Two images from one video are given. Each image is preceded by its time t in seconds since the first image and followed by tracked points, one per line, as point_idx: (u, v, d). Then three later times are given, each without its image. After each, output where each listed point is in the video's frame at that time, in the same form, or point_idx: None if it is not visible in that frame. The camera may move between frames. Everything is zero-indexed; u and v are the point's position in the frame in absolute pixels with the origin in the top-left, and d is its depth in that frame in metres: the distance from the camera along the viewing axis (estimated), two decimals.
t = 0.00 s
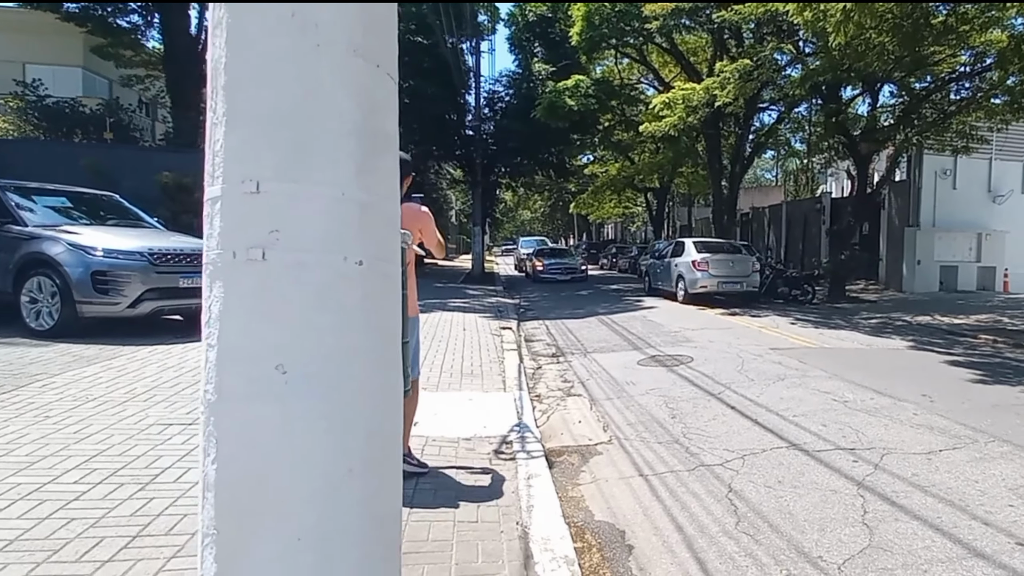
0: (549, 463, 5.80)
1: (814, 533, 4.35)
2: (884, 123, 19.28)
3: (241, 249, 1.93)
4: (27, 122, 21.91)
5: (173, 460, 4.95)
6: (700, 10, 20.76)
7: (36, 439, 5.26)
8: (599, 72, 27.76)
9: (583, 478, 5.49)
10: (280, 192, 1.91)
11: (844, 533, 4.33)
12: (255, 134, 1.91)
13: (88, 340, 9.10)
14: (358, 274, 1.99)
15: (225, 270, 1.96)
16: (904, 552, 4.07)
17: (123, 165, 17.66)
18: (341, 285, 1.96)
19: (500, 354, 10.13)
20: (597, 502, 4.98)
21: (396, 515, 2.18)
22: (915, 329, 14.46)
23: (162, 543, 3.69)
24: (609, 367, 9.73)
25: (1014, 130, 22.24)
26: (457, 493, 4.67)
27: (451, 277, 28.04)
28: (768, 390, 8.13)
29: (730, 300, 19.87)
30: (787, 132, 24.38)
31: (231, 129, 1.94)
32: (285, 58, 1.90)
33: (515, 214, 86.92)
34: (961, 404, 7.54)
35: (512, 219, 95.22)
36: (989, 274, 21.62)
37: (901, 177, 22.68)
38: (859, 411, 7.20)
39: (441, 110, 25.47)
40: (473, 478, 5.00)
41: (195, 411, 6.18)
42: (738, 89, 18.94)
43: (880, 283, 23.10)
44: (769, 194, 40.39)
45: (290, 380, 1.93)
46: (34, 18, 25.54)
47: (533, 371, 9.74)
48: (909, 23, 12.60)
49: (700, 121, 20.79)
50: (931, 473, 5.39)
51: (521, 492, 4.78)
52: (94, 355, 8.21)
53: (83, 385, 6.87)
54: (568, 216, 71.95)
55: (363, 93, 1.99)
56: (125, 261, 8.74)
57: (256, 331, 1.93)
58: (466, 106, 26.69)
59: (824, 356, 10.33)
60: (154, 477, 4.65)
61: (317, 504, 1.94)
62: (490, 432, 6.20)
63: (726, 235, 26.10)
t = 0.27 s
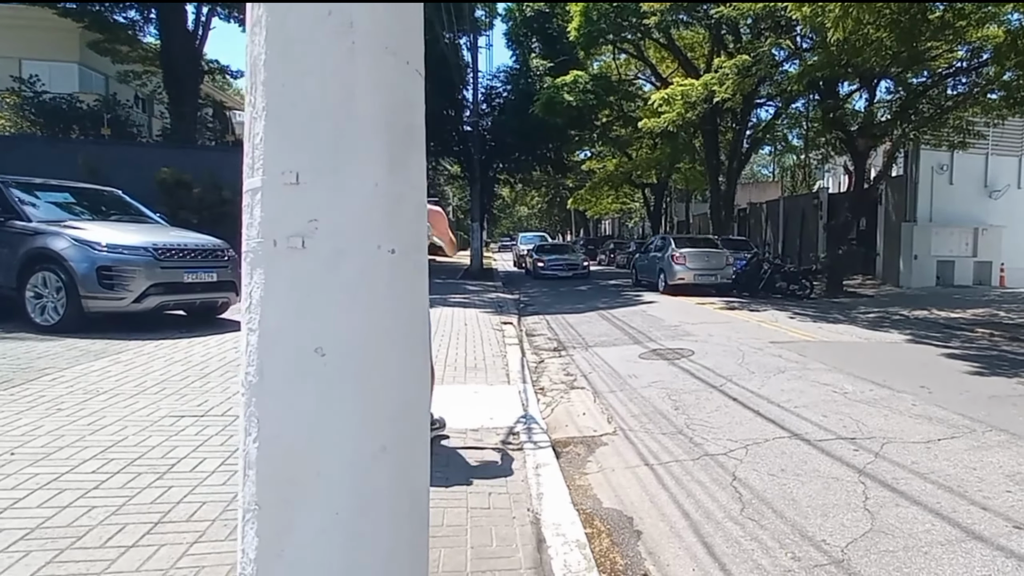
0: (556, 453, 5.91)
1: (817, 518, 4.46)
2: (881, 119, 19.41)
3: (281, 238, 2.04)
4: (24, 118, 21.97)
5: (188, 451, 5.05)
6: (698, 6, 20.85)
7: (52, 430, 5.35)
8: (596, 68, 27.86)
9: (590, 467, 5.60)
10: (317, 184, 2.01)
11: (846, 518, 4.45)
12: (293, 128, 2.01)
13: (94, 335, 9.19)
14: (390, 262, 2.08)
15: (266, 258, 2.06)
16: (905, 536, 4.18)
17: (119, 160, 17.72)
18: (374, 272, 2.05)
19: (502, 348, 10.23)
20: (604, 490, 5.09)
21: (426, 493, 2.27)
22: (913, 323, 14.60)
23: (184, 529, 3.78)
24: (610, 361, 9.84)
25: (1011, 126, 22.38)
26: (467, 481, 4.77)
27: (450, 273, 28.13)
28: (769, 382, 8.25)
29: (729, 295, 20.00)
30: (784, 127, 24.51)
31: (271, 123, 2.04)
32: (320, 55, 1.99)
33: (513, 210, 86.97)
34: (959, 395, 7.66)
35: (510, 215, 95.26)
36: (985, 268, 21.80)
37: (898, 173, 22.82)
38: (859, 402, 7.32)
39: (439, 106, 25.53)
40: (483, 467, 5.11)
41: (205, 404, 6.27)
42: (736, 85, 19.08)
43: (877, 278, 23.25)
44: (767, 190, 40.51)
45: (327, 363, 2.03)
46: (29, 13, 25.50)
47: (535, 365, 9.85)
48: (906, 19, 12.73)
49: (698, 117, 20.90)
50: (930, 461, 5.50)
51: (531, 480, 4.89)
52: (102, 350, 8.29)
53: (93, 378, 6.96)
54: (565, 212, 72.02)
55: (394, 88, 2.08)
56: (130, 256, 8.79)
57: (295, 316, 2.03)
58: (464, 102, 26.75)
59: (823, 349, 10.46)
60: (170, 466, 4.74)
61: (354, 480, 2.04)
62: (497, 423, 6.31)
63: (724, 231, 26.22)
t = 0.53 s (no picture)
0: (556, 452, 6.00)
1: (813, 515, 4.55)
2: (878, 119, 19.52)
3: (297, 243, 2.12)
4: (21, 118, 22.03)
5: (194, 450, 5.13)
6: (697, 7, 20.95)
7: (59, 430, 5.43)
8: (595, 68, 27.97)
9: (590, 466, 5.69)
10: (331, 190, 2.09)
11: (841, 515, 4.54)
12: (309, 137, 2.09)
13: (96, 336, 9.25)
14: (401, 266, 2.17)
15: (283, 262, 2.15)
16: (898, 532, 4.27)
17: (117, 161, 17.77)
18: (385, 275, 2.14)
19: (502, 348, 10.32)
20: (604, 488, 5.18)
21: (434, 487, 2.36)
22: (910, 323, 14.70)
23: (193, 526, 3.86)
24: (609, 361, 9.93)
25: (1007, 126, 22.49)
26: (470, 480, 4.87)
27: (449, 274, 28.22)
28: (766, 382, 8.34)
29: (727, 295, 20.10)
30: (782, 128, 24.61)
31: (287, 133, 2.12)
32: (335, 67, 2.08)
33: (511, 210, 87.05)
34: (954, 394, 7.76)
35: (509, 215, 95.38)
36: (982, 268, 21.91)
37: (895, 173, 22.93)
38: (856, 401, 7.41)
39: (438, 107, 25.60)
40: (485, 465, 5.21)
41: (209, 403, 6.35)
42: (734, 86, 19.18)
43: (874, 278, 23.37)
44: (765, 190, 40.63)
45: (341, 364, 2.12)
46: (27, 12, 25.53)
47: (535, 365, 9.94)
48: (903, 21, 12.84)
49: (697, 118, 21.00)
50: (924, 459, 5.60)
51: (532, 478, 4.98)
52: (107, 350, 8.37)
53: (98, 378, 7.03)
54: (564, 212, 72.09)
55: (404, 97, 2.17)
56: (131, 258, 8.86)
57: (311, 318, 2.12)
58: (463, 102, 26.89)
59: (820, 349, 10.56)
60: (177, 465, 4.82)
61: (368, 475, 2.13)
62: (498, 422, 6.39)
63: (722, 231, 26.32)
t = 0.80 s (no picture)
0: (567, 451, 6.10)
1: (819, 513, 4.63)
2: (891, 118, 19.45)
3: (315, 250, 2.24)
4: (46, 126, 22.28)
5: (217, 448, 5.29)
6: (708, 7, 20.98)
7: (87, 429, 5.61)
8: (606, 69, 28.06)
9: (600, 464, 5.79)
10: (347, 200, 2.22)
11: (847, 513, 4.61)
12: (325, 150, 2.22)
13: (117, 337, 9.46)
14: (411, 271, 2.28)
15: (301, 269, 2.27)
16: (902, 530, 4.34)
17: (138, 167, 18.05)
18: (398, 280, 2.26)
19: (514, 349, 10.44)
20: (613, 486, 5.28)
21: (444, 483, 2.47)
22: (923, 323, 14.66)
23: (217, 521, 4.00)
24: (621, 361, 10.02)
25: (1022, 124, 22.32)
26: (482, 478, 4.98)
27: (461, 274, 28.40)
28: (775, 382, 8.40)
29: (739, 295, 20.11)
30: (794, 127, 24.55)
31: (305, 145, 2.24)
32: (348, 83, 2.20)
33: (524, 211, 87.24)
34: (964, 394, 7.78)
35: (520, 215, 95.64)
36: (996, 267, 21.77)
37: (909, 172, 22.82)
38: (865, 401, 7.45)
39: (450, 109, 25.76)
40: (496, 464, 5.32)
41: (230, 403, 6.51)
42: (745, 87, 19.20)
43: (888, 277, 23.26)
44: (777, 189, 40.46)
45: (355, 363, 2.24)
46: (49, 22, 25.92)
47: (547, 365, 10.05)
48: (915, 20, 12.82)
49: (708, 118, 21.03)
50: (931, 458, 5.65)
51: (543, 476, 5.09)
52: (129, 352, 8.56)
53: (118, 379, 7.22)
54: (576, 212, 72.17)
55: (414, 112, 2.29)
56: (155, 261, 9.07)
57: (326, 321, 2.24)
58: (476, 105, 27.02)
59: (831, 348, 10.59)
60: (201, 462, 4.98)
61: (381, 471, 2.25)
62: (510, 422, 6.52)
63: (734, 231, 26.30)
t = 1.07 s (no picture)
0: (571, 448, 6.21)
1: (816, 510, 4.72)
2: (900, 119, 19.43)
3: (324, 251, 2.37)
4: (66, 126, 22.58)
5: (231, 442, 5.44)
6: (718, 8, 21.06)
7: (107, 423, 5.79)
8: (616, 69, 28.14)
9: (603, 461, 5.90)
10: (353, 205, 2.34)
11: (843, 510, 4.70)
12: (333, 157, 2.35)
13: (133, 334, 9.66)
14: (414, 273, 2.41)
15: (310, 270, 2.41)
16: (897, 527, 4.43)
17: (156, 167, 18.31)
18: (401, 281, 2.39)
19: (521, 347, 10.56)
20: (615, 482, 5.39)
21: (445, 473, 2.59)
22: (930, 323, 14.67)
23: (231, 512, 4.15)
24: (627, 360, 10.11)
25: None
26: (487, 473, 5.10)
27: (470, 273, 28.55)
28: (779, 381, 8.48)
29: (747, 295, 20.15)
30: (804, 127, 24.54)
31: (315, 152, 2.37)
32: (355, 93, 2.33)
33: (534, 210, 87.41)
34: (967, 394, 7.83)
35: (530, 214, 95.82)
36: (1006, 267, 21.68)
37: (918, 172, 22.76)
38: (868, 400, 7.51)
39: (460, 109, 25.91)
40: (501, 459, 5.45)
41: (244, 398, 6.67)
42: (753, 88, 19.25)
43: (897, 278, 23.21)
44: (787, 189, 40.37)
45: (361, 359, 2.37)
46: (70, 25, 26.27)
47: (554, 364, 10.16)
48: (923, 20, 12.83)
49: (716, 119, 21.11)
50: (930, 457, 5.73)
51: (547, 472, 5.21)
52: (145, 348, 8.75)
53: (134, 375, 7.39)
54: (586, 212, 72.24)
55: (418, 120, 2.41)
56: (174, 260, 9.27)
57: (334, 319, 2.38)
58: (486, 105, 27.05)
59: (836, 349, 10.64)
60: (216, 456, 5.13)
61: (384, 463, 2.37)
62: (516, 419, 6.63)
63: (743, 231, 26.31)
